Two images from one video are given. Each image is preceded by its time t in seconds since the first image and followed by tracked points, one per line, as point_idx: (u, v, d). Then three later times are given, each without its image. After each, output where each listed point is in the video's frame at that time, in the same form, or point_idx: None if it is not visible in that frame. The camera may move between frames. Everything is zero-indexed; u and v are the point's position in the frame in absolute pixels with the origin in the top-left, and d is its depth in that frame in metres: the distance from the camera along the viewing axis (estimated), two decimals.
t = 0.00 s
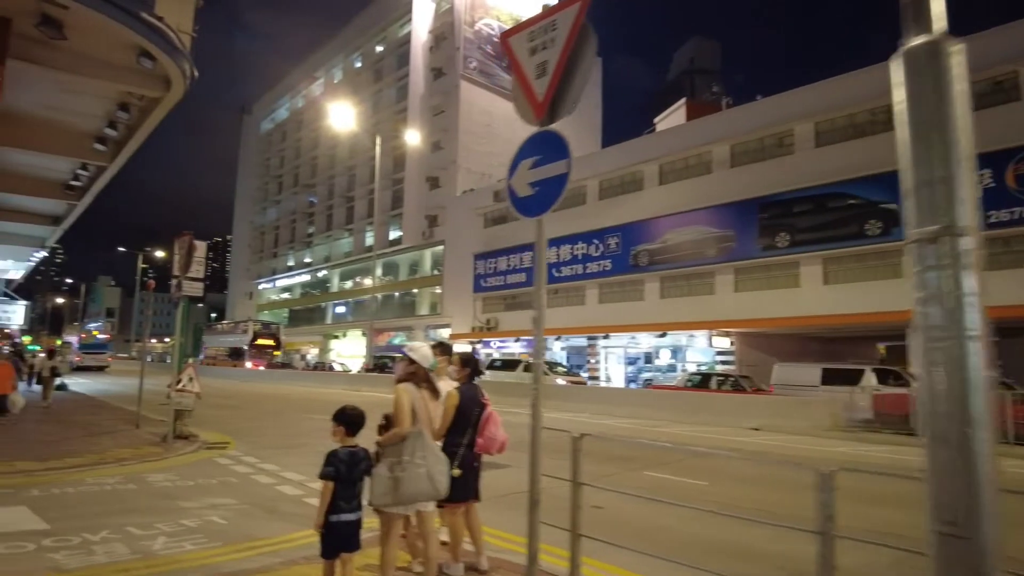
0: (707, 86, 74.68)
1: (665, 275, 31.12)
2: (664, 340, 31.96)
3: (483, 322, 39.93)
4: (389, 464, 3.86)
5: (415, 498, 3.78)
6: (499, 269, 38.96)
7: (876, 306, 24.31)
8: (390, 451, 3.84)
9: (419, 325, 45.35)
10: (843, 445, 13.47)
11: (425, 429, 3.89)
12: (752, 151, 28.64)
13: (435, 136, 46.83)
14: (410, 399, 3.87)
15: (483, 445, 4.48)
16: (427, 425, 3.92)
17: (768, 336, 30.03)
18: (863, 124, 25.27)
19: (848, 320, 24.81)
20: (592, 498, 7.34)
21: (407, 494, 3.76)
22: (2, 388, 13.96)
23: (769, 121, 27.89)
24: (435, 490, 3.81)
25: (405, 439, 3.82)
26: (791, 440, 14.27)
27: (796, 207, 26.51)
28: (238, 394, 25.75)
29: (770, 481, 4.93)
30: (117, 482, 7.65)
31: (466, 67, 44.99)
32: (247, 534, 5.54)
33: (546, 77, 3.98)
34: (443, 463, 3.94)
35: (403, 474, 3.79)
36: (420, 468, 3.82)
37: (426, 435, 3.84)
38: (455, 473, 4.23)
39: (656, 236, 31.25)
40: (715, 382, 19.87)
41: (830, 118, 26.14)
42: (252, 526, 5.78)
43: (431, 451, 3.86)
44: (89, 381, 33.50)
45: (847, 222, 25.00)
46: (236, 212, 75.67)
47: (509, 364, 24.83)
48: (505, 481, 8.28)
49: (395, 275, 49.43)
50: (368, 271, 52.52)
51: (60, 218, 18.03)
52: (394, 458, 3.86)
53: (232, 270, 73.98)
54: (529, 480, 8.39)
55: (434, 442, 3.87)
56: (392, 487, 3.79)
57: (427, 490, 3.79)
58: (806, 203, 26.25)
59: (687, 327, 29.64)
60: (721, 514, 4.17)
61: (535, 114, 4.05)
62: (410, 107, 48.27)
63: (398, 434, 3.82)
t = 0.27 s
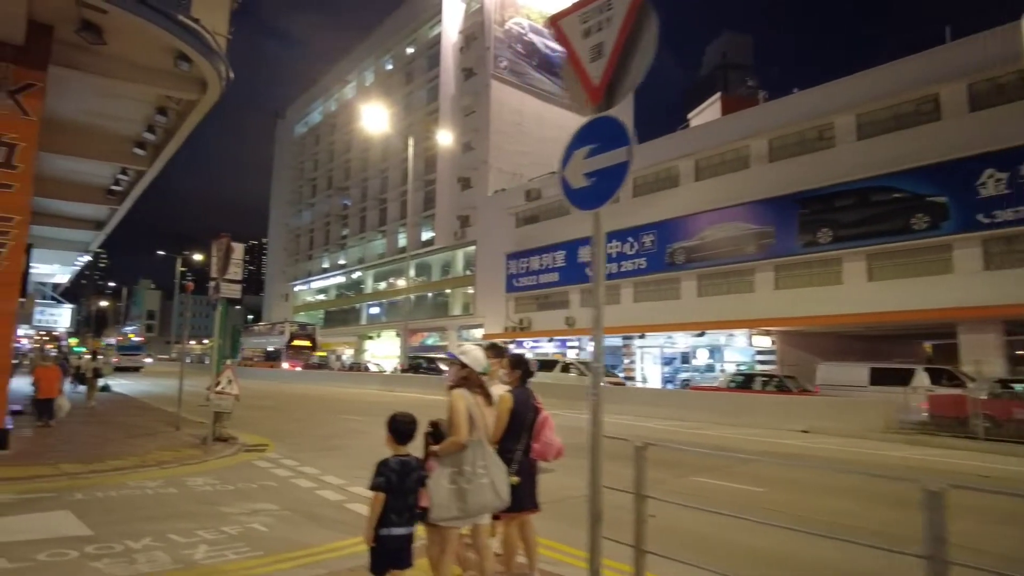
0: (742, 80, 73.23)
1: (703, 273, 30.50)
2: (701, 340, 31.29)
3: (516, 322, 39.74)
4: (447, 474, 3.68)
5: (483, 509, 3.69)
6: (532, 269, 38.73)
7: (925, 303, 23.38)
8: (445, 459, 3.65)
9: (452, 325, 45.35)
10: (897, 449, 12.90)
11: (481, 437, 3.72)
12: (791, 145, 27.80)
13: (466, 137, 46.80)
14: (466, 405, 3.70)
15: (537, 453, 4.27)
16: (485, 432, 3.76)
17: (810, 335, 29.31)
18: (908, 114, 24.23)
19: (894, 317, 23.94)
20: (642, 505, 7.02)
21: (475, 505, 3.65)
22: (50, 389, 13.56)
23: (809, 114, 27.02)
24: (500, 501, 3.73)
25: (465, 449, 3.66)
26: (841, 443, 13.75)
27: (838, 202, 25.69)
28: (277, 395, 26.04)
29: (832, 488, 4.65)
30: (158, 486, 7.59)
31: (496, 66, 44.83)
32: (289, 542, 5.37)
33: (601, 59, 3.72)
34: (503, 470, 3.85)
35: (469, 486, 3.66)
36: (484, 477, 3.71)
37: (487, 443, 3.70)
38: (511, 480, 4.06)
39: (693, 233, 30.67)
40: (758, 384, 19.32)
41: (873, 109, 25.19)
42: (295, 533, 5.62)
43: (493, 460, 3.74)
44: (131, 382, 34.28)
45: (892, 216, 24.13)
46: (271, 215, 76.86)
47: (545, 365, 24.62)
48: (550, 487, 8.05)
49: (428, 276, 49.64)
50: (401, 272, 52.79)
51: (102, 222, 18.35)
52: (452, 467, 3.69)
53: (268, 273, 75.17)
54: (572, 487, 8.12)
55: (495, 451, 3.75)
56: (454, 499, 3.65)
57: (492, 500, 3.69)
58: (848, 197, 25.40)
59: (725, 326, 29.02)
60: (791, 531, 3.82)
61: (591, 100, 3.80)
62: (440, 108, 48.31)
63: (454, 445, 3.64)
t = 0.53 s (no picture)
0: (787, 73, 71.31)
1: (749, 270, 29.72)
2: (748, 339, 30.60)
3: (556, 322, 39.47)
4: (508, 480, 3.49)
5: (542, 521, 3.45)
6: (572, 268, 38.38)
7: (986, 300, 22.29)
8: (508, 465, 3.46)
9: (492, 326, 45.28)
10: (966, 454, 12.24)
11: (546, 442, 3.48)
12: (840, 138, 26.72)
13: (505, 136, 46.66)
14: (528, 407, 3.46)
15: (606, 458, 4.01)
16: (549, 437, 3.50)
17: (862, 334, 28.35)
18: (966, 102, 23.03)
19: (953, 315, 22.91)
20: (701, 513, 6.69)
21: (535, 516, 3.43)
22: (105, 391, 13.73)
23: (860, 104, 25.91)
24: (564, 514, 3.47)
25: (527, 455, 3.44)
26: (904, 447, 13.11)
27: (891, 195, 24.69)
28: (321, 395, 26.30)
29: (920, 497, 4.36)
30: (208, 487, 7.57)
31: (534, 65, 44.54)
32: (340, 547, 5.23)
33: (672, 35, 3.37)
34: (569, 479, 3.57)
35: (529, 495, 3.45)
36: (546, 487, 3.46)
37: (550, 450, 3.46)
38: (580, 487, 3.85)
39: (739, 230, 29.91)
40: (812, 386, 18.87)
41: (929, 97, 24.03)
42: (346, 538, 5.48)
43: (555, 468, 3.49)
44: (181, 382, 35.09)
45: (949, 209, 23.09)
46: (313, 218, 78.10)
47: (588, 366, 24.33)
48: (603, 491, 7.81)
49: (467, 277, 49.78)
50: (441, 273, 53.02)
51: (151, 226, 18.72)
52: (514, 474, 3.48)
53: (311, 275, 76.44)
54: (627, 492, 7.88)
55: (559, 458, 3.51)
56: (515, 508, 3.45)
57: (553, 512, 3.43)
58: (900, 191, 24.40)
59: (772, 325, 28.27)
60: (876, 541, 3.52)
61: (661, 79, 3.45)
62: (478, 108, 48.21)
63: (516, 450, 3.43)
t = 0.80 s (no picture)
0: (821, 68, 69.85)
1: (785, 269, 29.03)
2: (784, 339, 29.88)
3: (586, 323, 39.10)
4: (551, 497, 3.19)
5: (585, 541, 3.11)
6: (602, 268, 37.93)
7: None
8: (552, 479, 3.19)
9: (521, 326, 45.05)
10: None
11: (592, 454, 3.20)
12: (880, 132, 25.89)
13: (533, 136, 46.41)
14: (572, 418, 3.27)
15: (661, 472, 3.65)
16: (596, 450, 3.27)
17: (904, 334, 27.43)
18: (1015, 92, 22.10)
19: (1002, 314, 21.98)
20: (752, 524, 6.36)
21: (576, 536, 3.09)
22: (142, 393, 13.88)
23: (901, 97, 25.03)
24: (611, 534, 3.12)
25: (569, 468, 3.17)
26: (958, 452, 12.54)
27: (934, 190, 23.83)
28: (353, 396, 26.36)
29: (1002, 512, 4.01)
30: (243, 492, 7.45)
31: (563, 64, 44.20)
32: (377, 558, 5.03)
33: (738, 10, 3.24)
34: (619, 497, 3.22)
35: (570, 512, 3.12)
36: (589, 503, 3.12)
37: (594, 461, 3.15)
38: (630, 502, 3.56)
39: (773, 228, 29.18)
40: (854, 386, 18.46)
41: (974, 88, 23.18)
42: (384, 548, 5.29)
43: (600, 483, 3.14)
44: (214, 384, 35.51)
45: (997, 204, 22.14)
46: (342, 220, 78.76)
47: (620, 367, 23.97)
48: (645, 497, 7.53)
49: (495, 277, 49.68)
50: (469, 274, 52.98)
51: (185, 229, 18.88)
52: (558, 490, 3.18)
53: (341, 277, 77.10)
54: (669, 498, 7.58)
55: (605, 470, 3.17)
56: (557, 528, 3.13)
57: (599, 533, 3.10)
58: (944, 185, 23.52)
59: (809, 325, 27.45)
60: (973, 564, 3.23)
61: (725, 59, 3.34)
62: (506, 108, 48.04)
63: (560, 462, 3.18)
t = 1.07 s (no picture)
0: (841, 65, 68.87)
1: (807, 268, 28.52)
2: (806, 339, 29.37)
3: (603, 323, 38.77)
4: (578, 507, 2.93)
5: (616, 556, 2.82)
6: (619, 268, 37.54)
7: None
8: (580, 487, 2.94)
9: (538, 327, 44.77)
10: None
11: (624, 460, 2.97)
12: (905, 127, 25.30)
13: (550, 136, 46.13)
14: (598, 420, 3.00)
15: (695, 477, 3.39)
16: (626, 456, 2.99)
17: (931, 333, 26.76)
18: None
19: None
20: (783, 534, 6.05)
21: (605, 550, 2.81)
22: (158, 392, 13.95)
23: (927, 90, 24.43)
24: (642, 547, 2.83)
25: (597, 475, 2.90)
26: (992, 455, 12.12)
27: (961, 185, 23.22)
28: (370, 397, 26.28)
29: None
30: (258, 495, 7.29)
31: (579, 62, 43.83)
32: (395, 566, 4.82)
33: None
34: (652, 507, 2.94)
35: (597, 525, 2.84)
36: (616, 515, 2.83)
37: (624, 467, 2.87)
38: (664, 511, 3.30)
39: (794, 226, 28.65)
40: (881, 386, 17.99)
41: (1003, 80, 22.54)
42: (402, 556, 5.08)
43: (631, 492, 2.84)
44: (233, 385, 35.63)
45: None
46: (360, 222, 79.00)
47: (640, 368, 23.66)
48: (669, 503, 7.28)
49: (512, 278, 49.52)
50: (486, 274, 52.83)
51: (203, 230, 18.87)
52: (586, 499, 2.92)
53: (358, 278, 77.34)
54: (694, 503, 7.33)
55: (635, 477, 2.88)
56: (583, 541, 2.86)
57: (627, 547, 2.80)
58: (972, 180, 22.90)
59: (832, 325, 26.86)
60: None
61: (771, 31, 3.17)
62: (523, 108, 47.81)
63: (587, 470, 2.91)
